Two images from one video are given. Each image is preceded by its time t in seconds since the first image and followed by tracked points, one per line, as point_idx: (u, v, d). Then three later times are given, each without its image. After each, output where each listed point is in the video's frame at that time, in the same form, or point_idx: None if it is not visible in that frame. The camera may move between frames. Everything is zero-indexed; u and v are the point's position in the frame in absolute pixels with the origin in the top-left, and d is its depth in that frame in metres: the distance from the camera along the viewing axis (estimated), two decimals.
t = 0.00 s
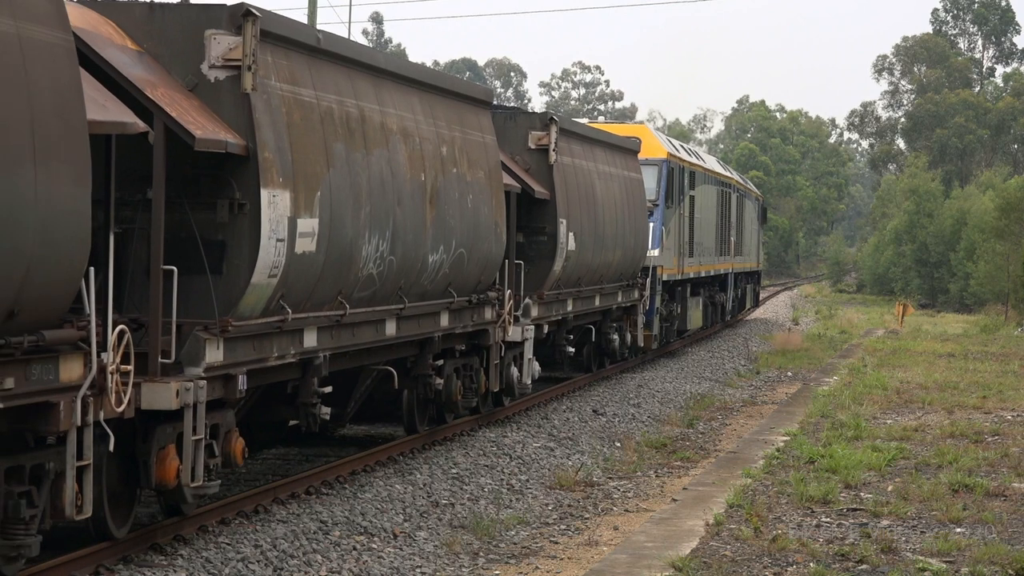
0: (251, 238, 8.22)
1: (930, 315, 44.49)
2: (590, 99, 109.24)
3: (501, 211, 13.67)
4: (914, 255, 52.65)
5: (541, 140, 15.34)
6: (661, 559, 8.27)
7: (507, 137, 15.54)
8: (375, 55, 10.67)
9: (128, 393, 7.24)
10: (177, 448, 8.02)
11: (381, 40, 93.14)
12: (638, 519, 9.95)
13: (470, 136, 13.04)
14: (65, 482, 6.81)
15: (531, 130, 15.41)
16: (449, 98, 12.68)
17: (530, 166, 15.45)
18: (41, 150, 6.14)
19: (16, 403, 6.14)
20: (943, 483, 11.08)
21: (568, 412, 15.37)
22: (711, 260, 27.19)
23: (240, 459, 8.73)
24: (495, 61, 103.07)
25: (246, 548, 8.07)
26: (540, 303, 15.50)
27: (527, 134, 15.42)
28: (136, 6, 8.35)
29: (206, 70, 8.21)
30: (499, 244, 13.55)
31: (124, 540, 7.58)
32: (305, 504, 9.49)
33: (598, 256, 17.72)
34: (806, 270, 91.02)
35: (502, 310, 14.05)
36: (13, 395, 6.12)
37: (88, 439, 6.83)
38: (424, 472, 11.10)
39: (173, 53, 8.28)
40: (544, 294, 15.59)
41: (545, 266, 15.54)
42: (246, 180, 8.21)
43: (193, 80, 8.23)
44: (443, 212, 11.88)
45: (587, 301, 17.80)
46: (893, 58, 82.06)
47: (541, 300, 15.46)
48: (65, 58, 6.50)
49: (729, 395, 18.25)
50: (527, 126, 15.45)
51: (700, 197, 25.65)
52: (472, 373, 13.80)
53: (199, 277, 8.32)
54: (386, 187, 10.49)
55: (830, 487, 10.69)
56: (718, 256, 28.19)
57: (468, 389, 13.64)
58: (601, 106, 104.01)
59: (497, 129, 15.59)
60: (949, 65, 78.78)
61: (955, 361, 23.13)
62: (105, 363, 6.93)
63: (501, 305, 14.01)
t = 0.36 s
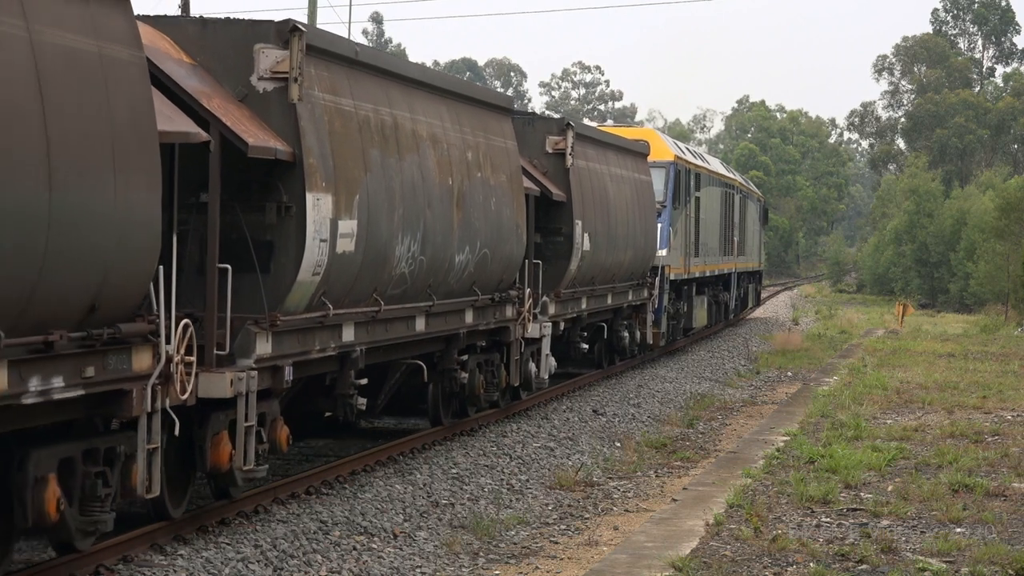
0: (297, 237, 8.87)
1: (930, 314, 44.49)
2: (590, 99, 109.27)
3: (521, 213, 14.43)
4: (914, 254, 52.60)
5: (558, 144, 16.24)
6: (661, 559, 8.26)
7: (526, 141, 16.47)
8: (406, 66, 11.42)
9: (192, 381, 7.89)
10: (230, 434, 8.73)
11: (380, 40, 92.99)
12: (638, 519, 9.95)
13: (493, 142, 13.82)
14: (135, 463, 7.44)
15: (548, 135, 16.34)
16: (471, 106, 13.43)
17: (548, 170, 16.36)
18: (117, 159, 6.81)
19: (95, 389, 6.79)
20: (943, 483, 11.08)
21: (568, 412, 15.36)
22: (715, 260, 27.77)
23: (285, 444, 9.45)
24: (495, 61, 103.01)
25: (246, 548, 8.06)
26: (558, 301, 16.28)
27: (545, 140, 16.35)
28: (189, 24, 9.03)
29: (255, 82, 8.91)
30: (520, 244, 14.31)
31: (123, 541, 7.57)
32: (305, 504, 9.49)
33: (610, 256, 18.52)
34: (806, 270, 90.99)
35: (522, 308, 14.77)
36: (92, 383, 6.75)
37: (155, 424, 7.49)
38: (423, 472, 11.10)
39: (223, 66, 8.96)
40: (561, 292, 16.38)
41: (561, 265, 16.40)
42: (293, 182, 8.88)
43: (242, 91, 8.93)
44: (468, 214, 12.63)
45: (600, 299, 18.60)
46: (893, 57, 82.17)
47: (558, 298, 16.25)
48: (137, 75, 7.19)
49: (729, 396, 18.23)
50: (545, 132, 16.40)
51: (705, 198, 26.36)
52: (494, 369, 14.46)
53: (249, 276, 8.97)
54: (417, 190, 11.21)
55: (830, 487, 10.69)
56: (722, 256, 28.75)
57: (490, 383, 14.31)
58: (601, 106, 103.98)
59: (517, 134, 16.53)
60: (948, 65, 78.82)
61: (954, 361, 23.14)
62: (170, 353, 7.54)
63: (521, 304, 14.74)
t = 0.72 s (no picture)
0: (337, 238, 9.64)
1: (930, 314, 44.48)
2: (591, 99, 109.32)
3: (540, 216, 15.15)
4: (914, 254, 52.60)
5: (573, 148, 16.92)
6: (662, 560, 8.26)
7: (542, 145, 17.12)
8: (436, 77, 12.18)
9: (247, 370, 8.62)
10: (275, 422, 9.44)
11: (380, 40, 93.00)
12: (638, 519, 9.96)
13: (515, 148, 14.56)
14: (195, 448, 8.18)
15: (563, 139, 17.01)
16: (495, 113, 14.18)
17: (563, 173, 17.02)
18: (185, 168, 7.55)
19: (164, 377, 7.48)
20: (943, 483, 11.09)
21: (568, 412, 15.36)
22: (720, 260, 28.19)
23: (324, 433, 10.14)
24: (495, 60, 103.04)
25: (246, 548, 8.06)
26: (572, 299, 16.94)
27: (560, 144, 17.02)
28: (237, 38, 9.83)
29: (298, 92, 9.66)
30: (539, 246, 15.03)
31: (124, 540, 7.57)
32: (305, 504, 9.49)
33: (623, 257, 19.23)
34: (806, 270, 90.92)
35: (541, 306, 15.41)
36: (162, 371, 7.46)
37: (215, 411, 8.18)
38: (423, 472, 11.10)
39: (269, 76, 9.73)
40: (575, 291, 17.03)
41: (575, 265, 16.99)
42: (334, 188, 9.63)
43: (287, 102, 9.69)
44: (493, 216, 13.36)
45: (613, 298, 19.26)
46: (893, 58, 82.20)
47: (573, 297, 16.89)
48: (200, 89, 7.92)
49: (729, 396, 18.23)
50: (560, 136, 17.08)
51: (710, 200, 26.89)
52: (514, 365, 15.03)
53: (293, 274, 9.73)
54: (444, 194, 11.97)
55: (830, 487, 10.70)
56: (727, 256, 29.29)
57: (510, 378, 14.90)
58: (602, 105, 104.11)
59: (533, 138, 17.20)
60: (948, 65, 78.80)
61: (955, 361, 23.14)
62: (228, 344, 8.27)
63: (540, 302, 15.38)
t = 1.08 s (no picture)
0: (374, 239, 10.23)
1: (929, 314, 44.44)
2: (591, 99, 109.33)
3: (558, 219, 15.78)
4: (914, 254, 52.59)
5: (585, 151, 17.53)
6: (662, 560, 8.26)
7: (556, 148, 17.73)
8: (461, 86, 12.77)
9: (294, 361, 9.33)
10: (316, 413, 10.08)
11: (380, 40, 93.01)
12: (638, 519, 9.95)
13: (535, 153, 15.20)
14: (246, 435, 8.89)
15: (576, 143, 17.63)
16: (517, 119, 14.84)
17: (575, 175, 17.62)
18: (241, 172, 8.25)
19: (222, 367, 8.18)
20: (943, 483, 11.08)
21: (568, 412, 15.35)
22: (724, 260, 28.49)
23: (360, 425, 10.76)
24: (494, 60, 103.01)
25: (246, 549, 8.06)
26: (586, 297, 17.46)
27: (573, 147, 17.64)
28: (279, 52, 10.49)
29: (337, 103, 10.29)
30: (557, 247, 15.66)
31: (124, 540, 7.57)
32: (305, 504, 9.48)
33: (634, 256, 19.78)
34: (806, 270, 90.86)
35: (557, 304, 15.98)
36: (220, 362, 8.16)
37: (266, 398, 8.91)
38: (423, 472, 11.09)
39: (310, 87, 10.37)
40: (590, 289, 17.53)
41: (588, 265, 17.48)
42: (371, 192, 10.23)
43: (326, 111, 10.31)
44: (515, 218, 13.99)
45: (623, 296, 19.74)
46: (893, 57, 82.23)
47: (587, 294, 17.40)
48: (253, 99, 8.62)
49: (729, 395, 18.22)
50: (573, 140, 17.70)
51: (715, 202, 27.26)
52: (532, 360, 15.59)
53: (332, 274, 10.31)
54: (470, 197, 12.56)
55: (830, 487, 10.69)
56: (731, 256, 29.56)
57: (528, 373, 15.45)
58: (602, 105, 104.13)
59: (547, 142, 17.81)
60: (948, 65, 78.79)
61: (955, 361, 23.13)
62: (278, 338, 8.97)
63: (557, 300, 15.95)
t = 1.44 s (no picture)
0: (406, 241, 10.82)
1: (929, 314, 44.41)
2: (591, 99, 109.34)
3: (573, 220, 16.39)
4: (914, 254, 52.60)
5: (596, 154, 18.30)
6: (662, 560, 8.26)
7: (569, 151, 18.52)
8: (483, 94, 13.41)
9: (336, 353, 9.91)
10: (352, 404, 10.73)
11: (380, 39, 92.94)
12: (639, 519, 9.96)
13: (551, 158, 15.82)
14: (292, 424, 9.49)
15: (587, 147, 18.43)
16: (535, 124, 15.45)
17: (587, 178, 18.39)
18: (292, 176, 8.77)
19: (272, 358, 8.73)
20: (944, 482, 11.08)
21: (568, 412, 15.35)
22: (727, 260, 28.81)
23: (392, 414, 11.47)
24: (494, 60, 102.95)
25: (246, 548, 8.06)
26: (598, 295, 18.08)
27: (585, 151, 18.43)
28: (317, 64, 11.06)
29: (371, 111, 10.89)
30: (572, 247, 16.28)
31: (124, 540, 7.57)
32: (305, 504, 9.48)
33: (643, 256, 20.38)
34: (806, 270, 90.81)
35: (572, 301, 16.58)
36: (272, 352, 8.72)
37: (308, 391, 9.53)
38: (423, 472, 11.09)
39: (346, 96, 10.97)
40: (601, 287, 18.15)
41: (600, 264, 18.16)
42: (404, 195, 10.82)
43: (362, 119, 10.93)
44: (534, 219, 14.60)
45: (632, 295, 20.37)
46: (893, 57, 82.31)
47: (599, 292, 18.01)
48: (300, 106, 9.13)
49: (729, 395, 18.22)
50: (585, 143, 18.49)
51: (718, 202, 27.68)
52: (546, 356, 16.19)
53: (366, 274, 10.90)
54: (494, 200, 13.20)
55: (830, 487, 10.69)
56: (734, 256, 29.90)
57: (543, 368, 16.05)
58: (602, 105, 104.18)
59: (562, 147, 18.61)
60: (948, 65, 78.81)
61: (955, 361, 23.13)
62: (321, 332, 9.55)
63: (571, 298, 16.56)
